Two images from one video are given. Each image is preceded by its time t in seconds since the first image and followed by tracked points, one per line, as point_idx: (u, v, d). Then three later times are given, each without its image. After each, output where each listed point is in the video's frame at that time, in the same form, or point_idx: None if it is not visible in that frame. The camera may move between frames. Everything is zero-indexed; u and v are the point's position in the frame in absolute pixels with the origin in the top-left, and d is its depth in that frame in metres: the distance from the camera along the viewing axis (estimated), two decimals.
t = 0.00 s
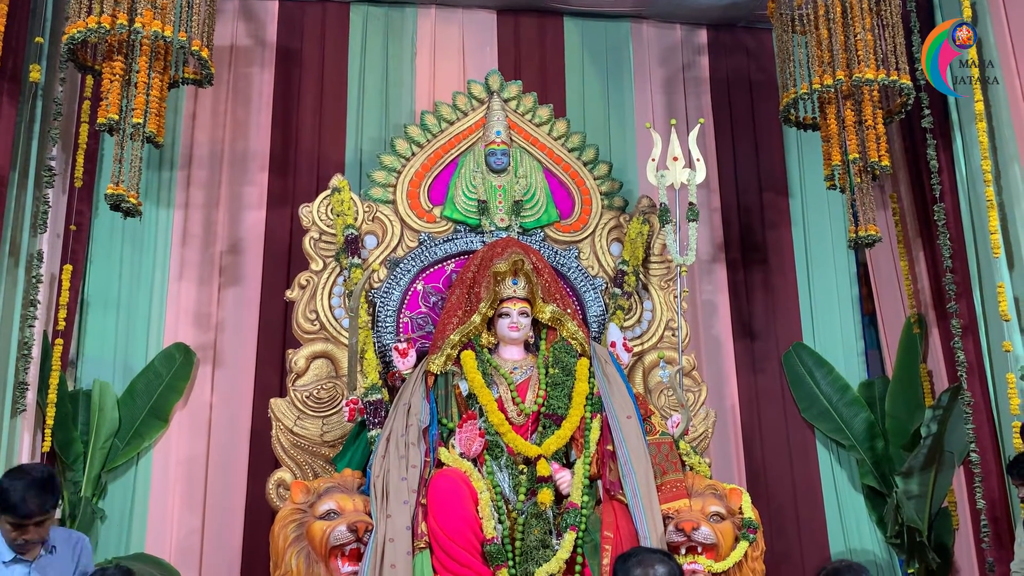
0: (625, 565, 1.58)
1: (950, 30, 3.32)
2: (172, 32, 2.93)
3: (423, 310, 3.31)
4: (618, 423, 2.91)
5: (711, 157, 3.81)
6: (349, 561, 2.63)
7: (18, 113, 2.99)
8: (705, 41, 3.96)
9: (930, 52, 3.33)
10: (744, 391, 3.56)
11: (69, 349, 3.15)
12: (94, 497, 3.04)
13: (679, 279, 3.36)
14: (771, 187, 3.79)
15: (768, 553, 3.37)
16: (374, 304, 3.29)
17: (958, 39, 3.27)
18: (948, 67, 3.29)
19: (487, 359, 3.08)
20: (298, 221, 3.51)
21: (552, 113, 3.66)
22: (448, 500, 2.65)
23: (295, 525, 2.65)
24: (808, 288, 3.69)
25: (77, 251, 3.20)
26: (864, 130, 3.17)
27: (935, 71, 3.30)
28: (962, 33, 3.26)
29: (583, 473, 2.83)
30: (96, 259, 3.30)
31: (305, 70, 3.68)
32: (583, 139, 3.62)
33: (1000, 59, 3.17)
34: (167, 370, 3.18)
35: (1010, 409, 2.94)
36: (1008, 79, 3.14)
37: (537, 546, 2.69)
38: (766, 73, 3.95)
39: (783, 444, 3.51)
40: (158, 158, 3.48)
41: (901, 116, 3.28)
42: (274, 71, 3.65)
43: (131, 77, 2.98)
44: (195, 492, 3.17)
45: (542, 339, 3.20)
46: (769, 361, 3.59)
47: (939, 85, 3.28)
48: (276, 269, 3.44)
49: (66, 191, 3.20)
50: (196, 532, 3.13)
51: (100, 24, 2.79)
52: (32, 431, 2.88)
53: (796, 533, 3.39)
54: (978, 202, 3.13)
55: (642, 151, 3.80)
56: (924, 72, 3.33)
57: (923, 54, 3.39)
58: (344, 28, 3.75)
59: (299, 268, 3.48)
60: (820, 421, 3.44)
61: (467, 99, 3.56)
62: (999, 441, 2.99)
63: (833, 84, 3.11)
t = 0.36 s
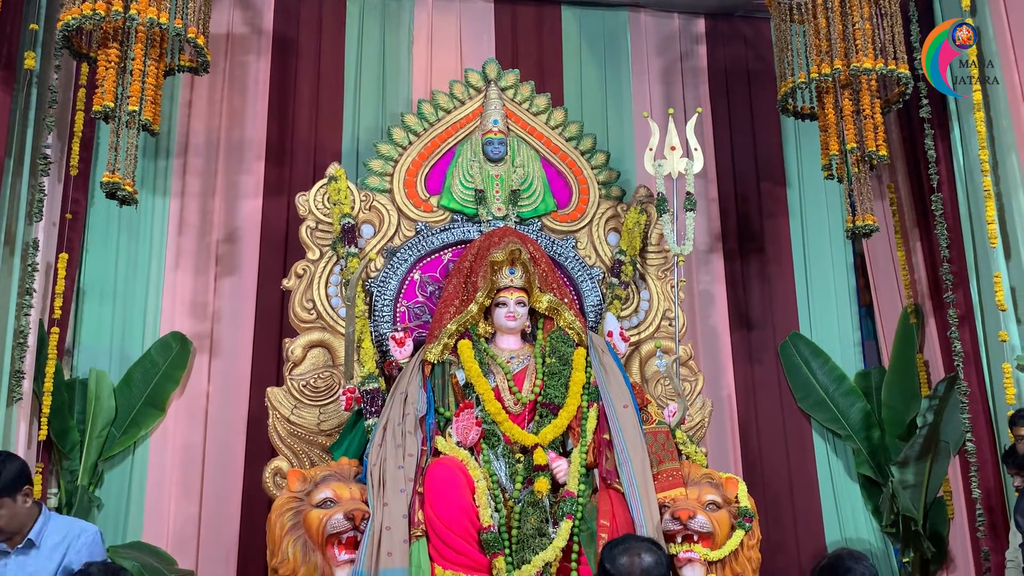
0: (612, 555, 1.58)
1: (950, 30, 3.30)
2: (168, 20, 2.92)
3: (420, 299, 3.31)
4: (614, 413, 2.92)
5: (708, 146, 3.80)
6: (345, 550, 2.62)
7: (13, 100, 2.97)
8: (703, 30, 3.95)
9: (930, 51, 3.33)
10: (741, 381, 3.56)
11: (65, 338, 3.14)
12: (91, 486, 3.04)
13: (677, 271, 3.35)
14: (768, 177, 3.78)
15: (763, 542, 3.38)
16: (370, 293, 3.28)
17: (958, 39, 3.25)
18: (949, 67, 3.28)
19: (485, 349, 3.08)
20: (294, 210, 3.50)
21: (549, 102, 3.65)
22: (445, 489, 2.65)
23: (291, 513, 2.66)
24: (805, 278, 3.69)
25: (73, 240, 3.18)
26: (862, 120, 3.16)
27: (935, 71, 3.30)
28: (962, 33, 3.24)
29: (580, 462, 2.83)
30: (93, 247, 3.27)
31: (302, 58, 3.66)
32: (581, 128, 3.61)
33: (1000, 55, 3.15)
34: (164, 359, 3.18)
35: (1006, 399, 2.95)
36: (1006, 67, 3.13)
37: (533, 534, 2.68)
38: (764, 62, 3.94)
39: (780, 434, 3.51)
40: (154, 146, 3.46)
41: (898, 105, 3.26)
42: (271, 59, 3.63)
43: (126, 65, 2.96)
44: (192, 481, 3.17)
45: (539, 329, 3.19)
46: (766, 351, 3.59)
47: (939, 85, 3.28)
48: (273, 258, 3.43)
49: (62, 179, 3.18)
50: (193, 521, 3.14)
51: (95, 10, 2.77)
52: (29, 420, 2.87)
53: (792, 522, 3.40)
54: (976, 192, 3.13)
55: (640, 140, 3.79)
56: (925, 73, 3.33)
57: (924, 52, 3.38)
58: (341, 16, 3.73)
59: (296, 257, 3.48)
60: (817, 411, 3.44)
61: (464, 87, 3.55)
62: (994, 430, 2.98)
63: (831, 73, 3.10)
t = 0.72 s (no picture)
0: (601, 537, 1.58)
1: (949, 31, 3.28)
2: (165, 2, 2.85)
3: (418, 284, 3.30)
4: (612, 398, 2.92)
5: (708, 132, 3.80)
6: (343, 533, 2.63)
7: (9, 83, 2.94)
8: (703, 15, 3.93)
9: (929, 52, 3.28)
10: (739, 366, 3.56)
11: (63, 322, 3.13)
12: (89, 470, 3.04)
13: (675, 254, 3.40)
14: (768, 163, 3.77)
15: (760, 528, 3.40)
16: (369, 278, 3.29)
17: (958, 39, 3.23)
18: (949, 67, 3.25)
19: (483, 334, 3.08)
20: (292, 195, 3.49)
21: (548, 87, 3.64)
22: (443, 474, 2.66)
23: (289, 497, 2.67)
24: (803, 265, 3.69)
25: (69, 225, 3.17)
26: (862, 105, 3.15)
27: (935, 71, 3.26)
28: (963, 33, 3.22)
29: (578, 447, 2.83)
30: (90, 232, 3.27)
31: (300, 41, 3.64)
32: (580, 113, 3.60)
33: (999, 36, 3.16)
34: (162, 344, 3.18)
35: (1003, 385, 2.96)
36: (1006, 52, 3.13)
37: (531, 518, 2.69)
38: (764, 47, 3.92)
39: (777, 420, 3.52)
40: (151, 131, 3.44)
41: (899, 91, 3.25)
42: (268, 44, 3.61)
43: (122, 48, 2.95)
44: (190, 466, 3.18)
45: (537, 315, 3.20)
46: (764, 338, 3.59)
47: (940, 85, 3.24)
48: (270, 243, 3.42)
49: (59, 163, 3.16)
50: (191, 505, 3.14)
51: None
52: (27, 404, 2.86)
53: (789, 508, 3.41)
54: (975, 178, 3.13)
55: (639, 126, 3.78)
56: (924, 73, 3.28)
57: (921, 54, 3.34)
58: None
59: (293, 243, 3.46)
60: (814, 397, 3.45)
61: (462, 72, 3.53)
62: (992, 415, 3.00)
63: (831, 58, 3.08)
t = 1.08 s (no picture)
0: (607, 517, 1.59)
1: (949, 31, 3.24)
2: None
3: (416, 267, 3.30)
4: (612, 380, 2.90)
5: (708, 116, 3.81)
6: (342, 514, 2.64)
7: (5, 62, 2.90)
8: None
9: (930, 52, 3.24)
10: (738, 350, 3.59)
11: (61, 305, 3.10)
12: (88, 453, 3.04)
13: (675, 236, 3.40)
14: (768, 145, 3.75)
15: (758, 510, 3.41)
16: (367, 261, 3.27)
17: (958, 40, 3.20)
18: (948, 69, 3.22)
19: (482, 317, 3.07)
20: (290, 178, 3.47)
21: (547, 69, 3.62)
22: (442, 455, 2.66)
23: (288, 478, 2.67)
24: (802, 248, 3.68)
25: (67, 207, 3.15)
26: (862, 88, 3.14)
27: (935, 72, 3.23)
28: (963, 33, 3.19)
29: (576, 428, 2.84)
30: (88, 214, 3.24)
31: (297, 23, 3.62)
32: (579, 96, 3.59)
33: (1000, 16, 3.15)
34: (160, 327, 3.17)
35: (1002, 367, 2.95)
36: (1008, 32, 3.14)
37: (530, 499, 2.69)
38: (762, 29, 3.85)
39: (776, 404, 3.52)
40: (148, 112, 3.42)
41: (899, 73, 3.26)
42: (266, 26, 3.59)
43: (118, 28, 2.92)
44: (189, 448, 3.18)
45: (536, 298, 3.21)
46: (763, 321, 3.59)
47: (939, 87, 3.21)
48: (268, 226, 3.41)
49: (55, 145, 3.13)
50: (190, 487, 3.15)
51: None
52: (25, 386, 2.83)
53: (788, 490, 3.42)
54: (975, 161, 3.12)
55: (639, 109, 3.77)
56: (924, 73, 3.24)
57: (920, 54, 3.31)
58: None
59: (291, 226, 3.46)
60: (812, 380, 3.46)
61: (461, 53, 3.51)
62: (991, 399, 2.99)
63: (832, 40, 3.07)
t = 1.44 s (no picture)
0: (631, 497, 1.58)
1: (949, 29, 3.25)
2: None
3: (417, 255, 3.28)
4: (612, 367, 2.91)
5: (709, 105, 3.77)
6: (343, 501, 2.64)
7: (4, 49, 2.89)
8: None
9: (930, 54, 3.27)
10: (739, 338, 3.58)
11: (61, 293, 3.10)
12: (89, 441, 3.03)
13: (676, 226, 3.37)
14: (769, 134, 3.75)
15: (758, 499, 3.41)
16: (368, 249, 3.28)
17: (958, 40, 3.21)
18: (948, 68, 3.24)
19: (482, 304, 3.07)
20: (291, 166, 3.47)
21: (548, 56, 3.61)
22: (443, 442, 2.66)
23: (289, 465, 2.66)
24: (803, 237, 3.67)
25: (67, 195, 3.14)
26: (865, 75, 3.13)
27: (935, 71, 3.25)
28: (962, 33, 3.20)
29: (577, 416, 2.83)
30: (87, 202, 3.24)
31: (297, 10, 3.61)
32: (580, 83, 3.58)
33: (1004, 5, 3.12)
34: (161, 315, 3.17)
35: (1003, 355, 2.95)
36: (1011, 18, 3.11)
37: (530, 486, 2.70)
38: (765, 17, 3.85)
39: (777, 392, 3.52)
40: (148, 100, 3.41)
41: (902, 60, 3.24)
42: (266, 13, 3.58)
43: (118, 15, 2.92)
44: (190, 436, 3.18)
45: (537, 285, 3.19)
46: (764, 311, 3.59)
47: (939, 86, 3.23)
48: (269, 214, 3.41)
49: (55, 132, 3.12)
50: (190, 475, 3.15)
51: None
52: (25, 373, 2.83)
53: (788, 479, 3.42)
54: (977, 149, 3.11)
55: (640, 97, 3.76)
56: (924, 73, 3.28)
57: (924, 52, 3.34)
58: None
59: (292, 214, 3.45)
60: (813, 368, 3.45)
61: (462, 41, 3.50)
62: (991, 384, 3.01)
63: (834, 27, 3.05)
